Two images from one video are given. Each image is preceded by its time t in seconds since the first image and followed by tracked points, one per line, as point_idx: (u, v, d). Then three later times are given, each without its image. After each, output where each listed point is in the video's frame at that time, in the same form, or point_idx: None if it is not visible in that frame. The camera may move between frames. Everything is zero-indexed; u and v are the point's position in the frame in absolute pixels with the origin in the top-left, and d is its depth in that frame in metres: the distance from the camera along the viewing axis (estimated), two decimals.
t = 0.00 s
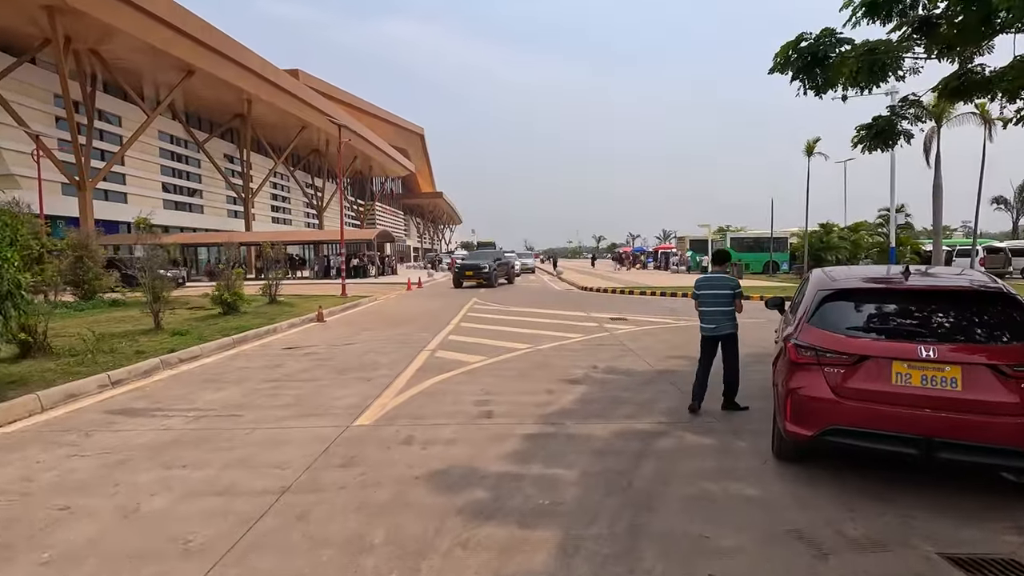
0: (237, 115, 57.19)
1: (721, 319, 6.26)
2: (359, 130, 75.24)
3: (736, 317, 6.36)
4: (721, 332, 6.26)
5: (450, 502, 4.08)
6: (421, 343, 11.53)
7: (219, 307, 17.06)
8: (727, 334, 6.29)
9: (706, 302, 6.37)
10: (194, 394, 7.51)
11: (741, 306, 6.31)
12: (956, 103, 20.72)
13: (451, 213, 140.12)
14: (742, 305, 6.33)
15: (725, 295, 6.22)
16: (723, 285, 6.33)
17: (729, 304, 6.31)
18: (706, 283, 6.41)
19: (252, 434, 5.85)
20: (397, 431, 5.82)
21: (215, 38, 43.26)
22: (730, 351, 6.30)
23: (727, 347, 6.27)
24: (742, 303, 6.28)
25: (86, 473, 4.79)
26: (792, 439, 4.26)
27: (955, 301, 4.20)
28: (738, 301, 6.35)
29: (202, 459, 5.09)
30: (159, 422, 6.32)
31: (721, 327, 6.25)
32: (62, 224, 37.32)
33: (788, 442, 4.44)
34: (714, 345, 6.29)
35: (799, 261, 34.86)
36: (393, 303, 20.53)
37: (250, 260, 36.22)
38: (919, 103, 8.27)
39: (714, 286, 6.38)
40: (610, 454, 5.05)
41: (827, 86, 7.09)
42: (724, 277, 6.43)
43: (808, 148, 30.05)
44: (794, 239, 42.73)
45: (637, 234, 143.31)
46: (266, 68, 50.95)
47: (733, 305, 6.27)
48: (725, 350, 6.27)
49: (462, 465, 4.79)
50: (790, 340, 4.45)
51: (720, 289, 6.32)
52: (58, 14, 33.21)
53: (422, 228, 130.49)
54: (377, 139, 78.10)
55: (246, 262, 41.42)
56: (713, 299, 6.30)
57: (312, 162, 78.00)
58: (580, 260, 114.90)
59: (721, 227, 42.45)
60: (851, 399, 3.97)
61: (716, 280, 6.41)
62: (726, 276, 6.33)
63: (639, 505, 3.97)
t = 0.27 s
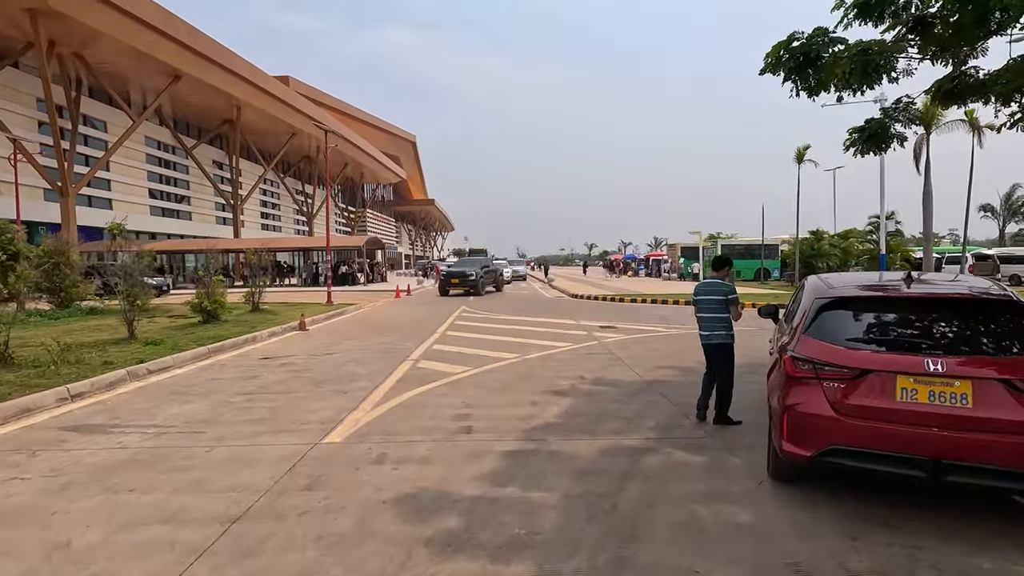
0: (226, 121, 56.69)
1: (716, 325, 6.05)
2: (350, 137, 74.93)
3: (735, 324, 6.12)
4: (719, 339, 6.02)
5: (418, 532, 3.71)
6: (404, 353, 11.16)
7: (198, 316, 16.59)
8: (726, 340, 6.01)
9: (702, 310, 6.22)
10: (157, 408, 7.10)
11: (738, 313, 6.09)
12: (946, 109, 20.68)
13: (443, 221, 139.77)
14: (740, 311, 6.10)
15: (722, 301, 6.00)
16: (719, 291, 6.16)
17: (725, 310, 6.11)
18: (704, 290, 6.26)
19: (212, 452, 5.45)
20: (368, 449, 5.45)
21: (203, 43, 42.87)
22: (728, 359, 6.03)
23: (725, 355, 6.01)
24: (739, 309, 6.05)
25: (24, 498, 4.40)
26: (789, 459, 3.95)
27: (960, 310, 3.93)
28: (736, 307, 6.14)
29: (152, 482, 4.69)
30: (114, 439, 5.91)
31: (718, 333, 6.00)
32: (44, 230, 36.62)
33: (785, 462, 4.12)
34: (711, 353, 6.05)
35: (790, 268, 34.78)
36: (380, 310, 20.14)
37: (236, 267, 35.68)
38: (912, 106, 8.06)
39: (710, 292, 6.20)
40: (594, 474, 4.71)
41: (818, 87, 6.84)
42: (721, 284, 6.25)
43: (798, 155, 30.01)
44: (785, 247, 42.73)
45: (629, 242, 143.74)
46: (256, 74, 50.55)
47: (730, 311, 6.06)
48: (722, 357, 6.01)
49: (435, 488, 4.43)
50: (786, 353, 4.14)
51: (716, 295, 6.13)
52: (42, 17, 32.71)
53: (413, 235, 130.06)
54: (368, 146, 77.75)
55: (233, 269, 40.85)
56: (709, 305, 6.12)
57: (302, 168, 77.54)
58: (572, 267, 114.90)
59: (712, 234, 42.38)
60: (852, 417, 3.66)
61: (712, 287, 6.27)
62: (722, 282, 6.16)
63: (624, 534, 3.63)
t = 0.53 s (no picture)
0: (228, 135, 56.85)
1: (705, 340, 5.82)
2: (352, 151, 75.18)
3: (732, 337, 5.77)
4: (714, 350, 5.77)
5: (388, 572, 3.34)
6: (396, 368, 10.80)
7: (189, 329, 16.24)
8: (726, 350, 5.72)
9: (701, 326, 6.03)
10: (130, 428, 6.74)
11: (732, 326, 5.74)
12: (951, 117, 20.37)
13: (445, 234, 139.86)
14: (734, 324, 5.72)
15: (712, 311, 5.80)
16: (715, 302, 5.89)
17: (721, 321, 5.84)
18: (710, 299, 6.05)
19: (180, 477, 5.06)
20: (346, 474, 5.05)
21: (205, 57, 43.04)
22: (728, 370, 5.74)
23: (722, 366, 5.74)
24: (733, 321, 5.69)
25: None
26: (801, 490, 3.57)
27: (986, 325, 3.58)
28: (733, 320, 5.78)
29: (108, 511, 4.31)
30: (78, 461, 5.55)
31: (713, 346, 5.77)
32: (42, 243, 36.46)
33: (796, 493, 3.74)
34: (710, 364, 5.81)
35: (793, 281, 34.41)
36: (376, 324, 19.80)
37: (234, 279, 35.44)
38: (921, 112, 7.79)
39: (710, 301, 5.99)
40: (587, 504, 4.34)
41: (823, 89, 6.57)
42: (720, 298, 5.96)
43: (799, 167, 29.76)
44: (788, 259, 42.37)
45: (631, 254, 144.11)
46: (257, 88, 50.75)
47: (719, 324, 5.77)
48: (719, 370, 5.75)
49: (412, 520, 4.06)
50: (796, 372, 3.79)
51: (711, 306, 5.89)
52: (43, 31, 32.80)
53: (415, 248, 130.07)
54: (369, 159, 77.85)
55: (231, 282, 40.58)
56: (702, 318, 5.91)
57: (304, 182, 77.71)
58: (574, 280, 114.62)
59: (713, 247, 42.07)
60: (870, 444, 3.30)
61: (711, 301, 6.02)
62: (717, 292, 5.86)
63: None
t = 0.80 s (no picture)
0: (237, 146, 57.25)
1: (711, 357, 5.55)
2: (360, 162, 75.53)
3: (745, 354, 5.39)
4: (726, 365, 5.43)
5: None
6: (397, 382, 10.49)
7: (190, 341, 16.04)
8: (742, 366, 5.36)
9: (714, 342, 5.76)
10: (116, 447, 6.46)
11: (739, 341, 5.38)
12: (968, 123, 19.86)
13: (453, 244, 140.07)
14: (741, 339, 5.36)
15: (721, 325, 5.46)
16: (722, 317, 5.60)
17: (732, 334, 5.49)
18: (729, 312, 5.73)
19: (159, 504, 4.75)
20: (335, 502, 4.72)
21: (214, 69, 43.39)
22: (744, 388, 5.37)
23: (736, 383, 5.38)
24: (733, 335, 5.36)
25: None
26: (833, 529, 3.20)
27: None
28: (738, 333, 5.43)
29: (78, 543, 4.01)
30: (57, 484, 5.28)
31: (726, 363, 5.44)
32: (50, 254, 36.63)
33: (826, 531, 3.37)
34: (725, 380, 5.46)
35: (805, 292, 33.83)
36: (381, 335, 19.53)
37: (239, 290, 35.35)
38: (944, 116, 7.42)
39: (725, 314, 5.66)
40: (595, 538, 3.98)
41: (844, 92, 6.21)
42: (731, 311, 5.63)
43: (810, 176, 29.31)
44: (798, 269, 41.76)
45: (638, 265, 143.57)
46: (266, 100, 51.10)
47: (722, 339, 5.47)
48: (734, 387, 5.39)
49: (402, 556, 3.72)
50: (823, 397, 3.44)
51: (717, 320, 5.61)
52: (54, 44, 33.14)
53: (423, 258, 130.26)
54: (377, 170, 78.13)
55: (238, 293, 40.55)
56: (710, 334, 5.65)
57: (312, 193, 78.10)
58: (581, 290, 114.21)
59: (722, 258, 41.55)
60: (912, 481, 2.94)
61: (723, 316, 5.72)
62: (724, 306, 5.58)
63: None
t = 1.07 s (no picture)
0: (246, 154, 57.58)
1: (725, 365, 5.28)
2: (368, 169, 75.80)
3: (762, 362, 5.02)
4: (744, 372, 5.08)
5: None
6: (400, 391, 10.19)
7: (194, 347, 15.86)
8: (762, 374, 4.99)
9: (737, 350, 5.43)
10: (104, 459, 6.19)
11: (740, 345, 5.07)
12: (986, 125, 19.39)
13: (461, 251, 140.18)
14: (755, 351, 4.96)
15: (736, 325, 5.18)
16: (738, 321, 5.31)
17: (751, 340, 5.15)
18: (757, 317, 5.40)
19: (140, 523, 4.47)
20: (327, 523, 4.39)
21: (224, 77, 43.67)
22: (765, 399, 4.99)
23: (756, 392, 5.00)
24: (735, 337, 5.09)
25: None
26: (878, 563, 2.83)
27: None
28: (745, 336, 5.12)
29: (51, 564, 3.73)
30: (36, 499, 4.99)
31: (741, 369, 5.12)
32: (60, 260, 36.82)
33: (870, 565, 2.98)
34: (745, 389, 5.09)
35: (818, 298, 33.20)
36: (387, 342, 19.27)
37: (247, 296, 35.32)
38: (976, 112, 7.01)
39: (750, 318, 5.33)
40: (607, 564, 3.64)
41: (869, 83, 5.89)
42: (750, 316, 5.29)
43: (823, 180, 28.81)
44: (811, 275, 41.12)
45: (647, 272, 142.84)
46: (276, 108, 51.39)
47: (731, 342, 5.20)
48: (754, 396, 5.01)
49: None
50: (863, 412, 3.08)
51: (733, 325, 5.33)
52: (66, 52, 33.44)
53: (431, 265, 130.47)
54: (386, 177, 78.34)
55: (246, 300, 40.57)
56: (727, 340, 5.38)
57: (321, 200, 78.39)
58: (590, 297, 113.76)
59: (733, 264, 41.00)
60: (972, 511, 2.58)
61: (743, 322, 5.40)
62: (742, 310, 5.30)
63: None
